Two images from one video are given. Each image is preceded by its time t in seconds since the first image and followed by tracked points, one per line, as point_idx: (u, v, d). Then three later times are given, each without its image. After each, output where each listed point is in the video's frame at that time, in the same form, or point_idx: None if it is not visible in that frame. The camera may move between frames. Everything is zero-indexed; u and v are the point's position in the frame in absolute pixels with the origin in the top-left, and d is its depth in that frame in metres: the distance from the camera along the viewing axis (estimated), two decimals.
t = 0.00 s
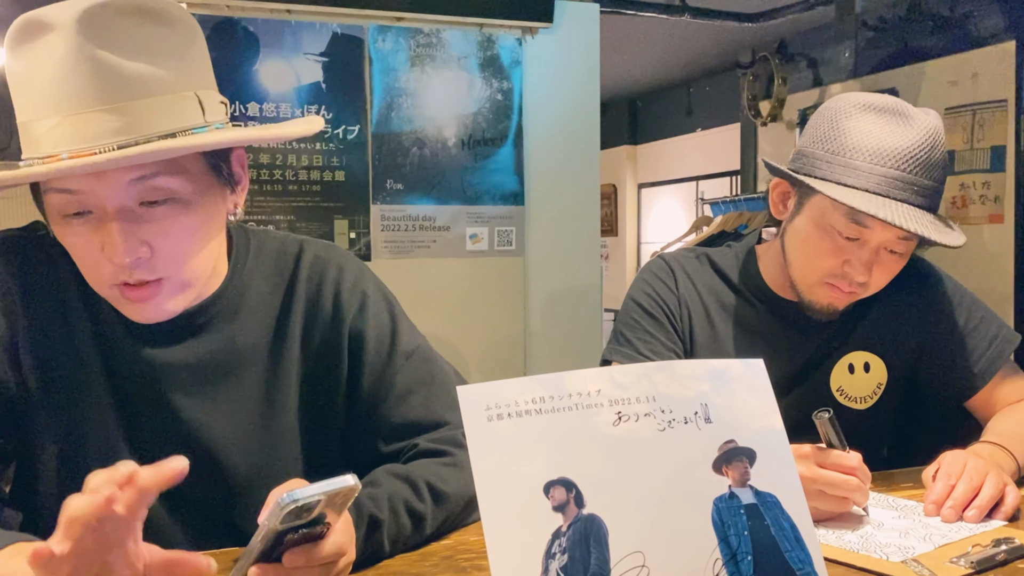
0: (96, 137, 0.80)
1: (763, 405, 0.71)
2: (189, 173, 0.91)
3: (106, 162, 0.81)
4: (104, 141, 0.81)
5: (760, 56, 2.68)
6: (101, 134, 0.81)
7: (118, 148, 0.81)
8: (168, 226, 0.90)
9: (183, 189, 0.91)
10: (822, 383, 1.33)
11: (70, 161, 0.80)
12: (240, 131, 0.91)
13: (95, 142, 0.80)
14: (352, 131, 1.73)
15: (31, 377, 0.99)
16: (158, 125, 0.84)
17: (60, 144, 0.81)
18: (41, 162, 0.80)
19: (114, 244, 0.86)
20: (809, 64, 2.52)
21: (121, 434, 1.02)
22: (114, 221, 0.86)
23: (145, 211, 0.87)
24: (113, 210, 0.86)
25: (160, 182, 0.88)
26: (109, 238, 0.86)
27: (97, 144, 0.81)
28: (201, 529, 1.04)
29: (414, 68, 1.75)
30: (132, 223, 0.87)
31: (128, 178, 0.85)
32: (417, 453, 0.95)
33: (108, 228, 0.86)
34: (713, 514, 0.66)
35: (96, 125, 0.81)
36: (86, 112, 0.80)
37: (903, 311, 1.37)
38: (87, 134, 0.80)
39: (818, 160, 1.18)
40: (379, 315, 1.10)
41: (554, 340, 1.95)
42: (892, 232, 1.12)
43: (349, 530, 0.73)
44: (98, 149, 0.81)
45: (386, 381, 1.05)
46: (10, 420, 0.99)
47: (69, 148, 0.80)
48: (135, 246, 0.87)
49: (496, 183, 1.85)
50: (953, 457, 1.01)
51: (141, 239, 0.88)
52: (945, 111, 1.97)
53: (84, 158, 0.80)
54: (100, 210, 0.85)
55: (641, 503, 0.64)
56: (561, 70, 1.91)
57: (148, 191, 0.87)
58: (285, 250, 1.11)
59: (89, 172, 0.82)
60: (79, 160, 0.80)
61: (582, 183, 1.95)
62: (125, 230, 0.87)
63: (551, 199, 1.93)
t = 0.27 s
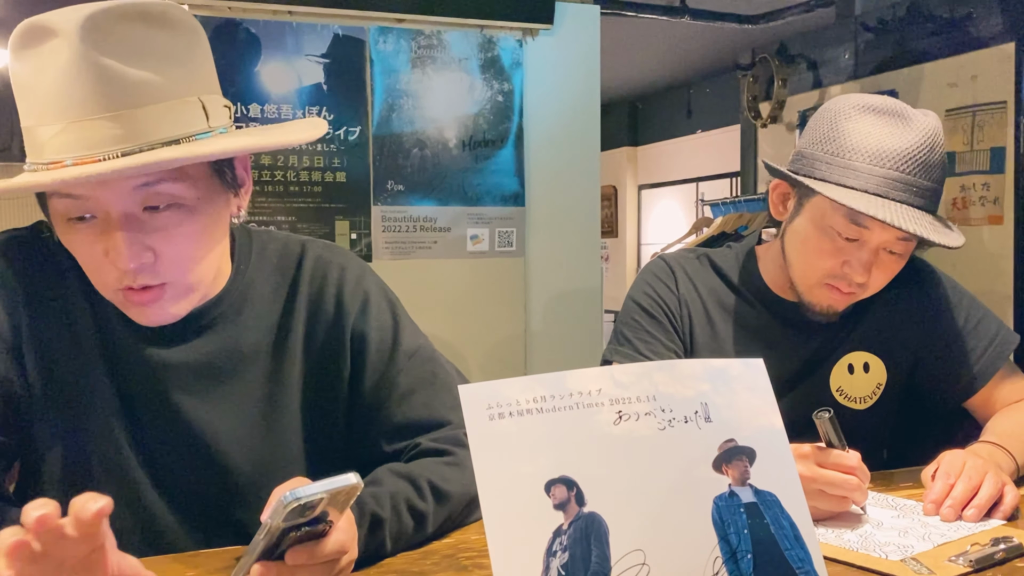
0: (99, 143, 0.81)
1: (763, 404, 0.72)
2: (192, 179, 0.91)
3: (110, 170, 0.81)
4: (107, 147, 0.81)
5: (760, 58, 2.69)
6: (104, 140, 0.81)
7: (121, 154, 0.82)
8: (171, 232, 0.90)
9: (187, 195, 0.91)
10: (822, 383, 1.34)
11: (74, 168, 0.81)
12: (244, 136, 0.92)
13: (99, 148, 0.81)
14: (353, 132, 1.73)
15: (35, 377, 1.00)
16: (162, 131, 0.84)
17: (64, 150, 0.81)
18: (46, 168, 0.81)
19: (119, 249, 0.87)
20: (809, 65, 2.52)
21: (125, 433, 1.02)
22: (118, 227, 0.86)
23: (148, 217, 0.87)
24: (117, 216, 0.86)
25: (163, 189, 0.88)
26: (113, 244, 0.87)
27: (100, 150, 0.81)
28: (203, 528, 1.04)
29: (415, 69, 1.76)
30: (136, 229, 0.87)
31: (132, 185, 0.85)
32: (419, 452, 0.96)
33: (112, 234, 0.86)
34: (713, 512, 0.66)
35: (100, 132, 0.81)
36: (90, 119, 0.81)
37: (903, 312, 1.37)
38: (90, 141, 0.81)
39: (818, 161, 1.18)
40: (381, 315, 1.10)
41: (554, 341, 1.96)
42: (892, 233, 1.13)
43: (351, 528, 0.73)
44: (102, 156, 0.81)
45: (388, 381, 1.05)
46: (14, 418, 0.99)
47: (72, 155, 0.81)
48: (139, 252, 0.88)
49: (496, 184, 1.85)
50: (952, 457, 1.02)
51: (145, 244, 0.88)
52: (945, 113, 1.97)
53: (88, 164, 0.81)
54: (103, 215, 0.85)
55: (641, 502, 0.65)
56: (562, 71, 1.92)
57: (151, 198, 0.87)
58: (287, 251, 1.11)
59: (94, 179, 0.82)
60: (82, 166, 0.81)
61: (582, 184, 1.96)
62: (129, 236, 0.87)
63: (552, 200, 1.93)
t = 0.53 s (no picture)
0: (104, 144, 0.81)
1: (763, 403, 0.72)
2: (198, 180, 0.92)
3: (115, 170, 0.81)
4: (112, 148, 0.81)
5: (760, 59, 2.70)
6: (109, 141, 0.81)
7: (126, 154, 0.82)
8: (176, 233, 0.90)
9: (191, 196, 0.91)
10: (822, 383, 1.34)
11: (79, 168, 0.81)
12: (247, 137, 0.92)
13: (104, 149, 0.81)
14: (354, 132, 1.73)
15: (37, 375, 1.00)
16: (168, 132, 0.85)
17: (69, 150, 0.81)
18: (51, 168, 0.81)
19: (123, 250, 0.86)
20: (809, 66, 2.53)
21: (128, 432, 1.02)
22: (123, 228, 0.86)
23: (153, 218, 0.87)
24: (122, 217, 0.86)
25: (168, 190, 0.88)
26: (117, 245, 0.86)
27: (105, 151, 0.81)
28: (204, 526, 1.04)
29: (416, 69, 1.76)
30: (141, 230, 0.87)
31: (137, 186, 0.85)
32: (421, 451, 0.96)
33: (117, 235, 0.86)
34: (714, 511, 0.66)
35: (105, 132, 0.81)
36: (94, 119, 0.81)
37: (903, 313, 1.37)
38: (95, 141, 0.81)
39: (819, 162, 1.19)
40: (382, 315, 1.10)
41: (555, 341, 1.96)
42: (893, 234, 1.13)
43: (353, 526, 0.74)
44: (108, 156, 0.81)
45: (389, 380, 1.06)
46: (16, 416, 1.00)
47: (78, 155, 0.81)
48: (144, 252, 0.87)
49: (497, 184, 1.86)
50: (952, 457, 1.02)
51: (149, 245, 0.88)
52: (945, 113, 1.98)
53: (93, 164, 0.81)
54: (108, 216, 0.85)
55: (642, 501, 0.65)
56: (562, 71, 1.92)
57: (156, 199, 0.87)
58: (289, 250, 1.12)
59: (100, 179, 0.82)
60: (87, 167, 0.81)
61: (582, 184, 1.96)
62: (133, 237, 0.87)
63: (552, 200, 1.93)
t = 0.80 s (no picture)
0: (101, 139, 0.81)
1: (763, 402, 0.72)
2: (195, 175, 0.92)
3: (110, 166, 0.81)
4: (109, 143, 0.81)
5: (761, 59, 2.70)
6: (106, 136, 0.81)
7: (123, 149, 0.82)
8: (173, 228, 0.90)
9: (189, 191, 0.91)
10: (822, 382, 1.34)
11: (76, 163, 0.81)
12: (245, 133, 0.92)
13: (100, 144, 0.81)
14: (354, 130, 1.73)
15: (36, 372, 1.00)
16: (164, 128, 0.84)
17: (67, 146, 0.81)
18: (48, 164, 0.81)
19: (120, 246, 0.86)
20: (810, 65, 2.53)
21: (126, 429, 1.02)
22: (120, 223, 0.86)
23: (150, 212, 0.87)
24: (118, 213, 0.86)
25: (165, 185, 0.88)
26: (115, 240, 0.86)
27: (102, 146, 0.81)
28: (203, 524, 1.04)
29: (416, 68, 1.76)
30: (137, 226, 0.86)
31: (134, 181, 0.85)
32: (420, 450, 0.96)
33: (113, 230, 0.86)
34: (713, 510, 0.66)
35: (101, 127, 0.81)
36: (91, 114, 0.81)
37: (903, 312, 1.37)
38: (92, 136, 0.81)
39: (819, 161, 1.18)
40: (382, 314, 1.10)
41: (555, 340, 1.96)
42: (892, 232, 1.13)
43: (352, 524, 0.74)
44: (104, 151, 0.81)
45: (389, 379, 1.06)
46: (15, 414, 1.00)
47: (75, 150, 0.81)
48: (141, 248, 0.87)
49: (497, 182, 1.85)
50: (952, 457, 1.02)
51: (146, 240, 0.88)
52: (945, 113, 1.98)
53: (89, 160, 0.81)
54: (105, 212, 0.85)
55: (642, 500, 0.65)
56: (563, 70, 1.92)
57: (153, 194, 0.87)
58: (289, 249, 1.12)
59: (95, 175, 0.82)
60: (84, 162, 0.81)
61: (583, 183, 1.96)
62: (130, 232, 0.86)
63: (552, 199, 1.93)
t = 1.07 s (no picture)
0: (106, 131, 0.81)
1: (763, 400, 0.72)
2: (199, 169, 0.92)
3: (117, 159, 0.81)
4: (115, 135, 0.81)
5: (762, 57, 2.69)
6: (111, 129, 0.81)
7: (128, 142, 0.81)
8: (176, 222, 0.90)
9: (192, 185, 0.91)
10: (822, 382, 1.34)
11: (80, 155, 0.80)
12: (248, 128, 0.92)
13: (106, 136, 0.81)
14: (354, 128, 1.73)
15: (35, 367, 1.00)
16: (169, 121, 0.84)
17: (70, 138, 0.81)
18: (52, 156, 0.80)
19: (123, 239, 0.86)
20: (811, 64, 2.53)
21: (125, 426, 1.02)
22: (124, 216, 0.86)
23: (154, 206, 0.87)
24: (123, 206, 0.86)
25: (169, 179, 0.88)
26: (119, 233, 0.86)
27: (107, 138, 0.81)
28: (203, 520, 1.04)
29: (417, 65, 1.76)
30: (141, 219, 0.87)
31: (138, 175, 0.85)
32: (419, 447, 0.96)
33: (117, 224, 0.86)
34: (713, 508, 0.66)
35: (106, 121, 0.81)
36: (95, 108, 0.81)
37: (904, 311, 1.37)
38: (97, 130, 0.81)
39: (820, 158, 1.18)
40: (382, 311, 1.10)
41: (556, 339, 1.96)
42: (893, 230, 1.13)
43: (351, 522, 0.73)
44: (109, 144, 0.81)
45: (389, 376, 1.05)
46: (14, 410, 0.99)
47: (79, 143, 0.81)
48: (144, 242, 0.87)
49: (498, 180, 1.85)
50: (953, 456, 1.02)
51: (150, 234, 0.88)
52: (946, 112, 1.97)
53: (94, 152, 0.80)
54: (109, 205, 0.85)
55: (641, 498, 0.64)
56: (564, 68, 1.92)
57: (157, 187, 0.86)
58: (289, 245, 1.11)
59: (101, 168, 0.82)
60: (89, 154, 0.80)
61: (583, 182, 1.96)
62: (134, 225, 0.86)
63: (553, 197, 1.93)
